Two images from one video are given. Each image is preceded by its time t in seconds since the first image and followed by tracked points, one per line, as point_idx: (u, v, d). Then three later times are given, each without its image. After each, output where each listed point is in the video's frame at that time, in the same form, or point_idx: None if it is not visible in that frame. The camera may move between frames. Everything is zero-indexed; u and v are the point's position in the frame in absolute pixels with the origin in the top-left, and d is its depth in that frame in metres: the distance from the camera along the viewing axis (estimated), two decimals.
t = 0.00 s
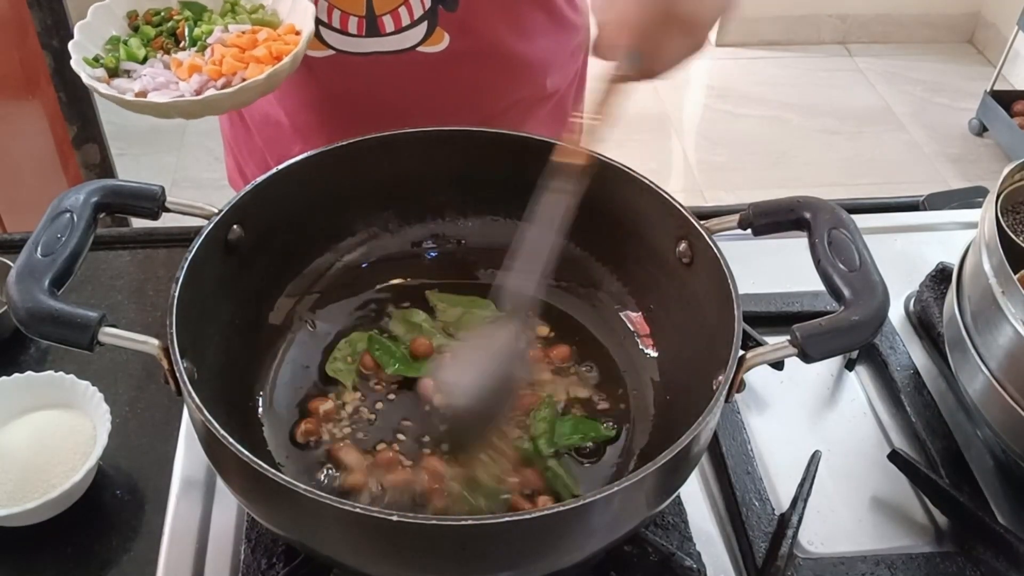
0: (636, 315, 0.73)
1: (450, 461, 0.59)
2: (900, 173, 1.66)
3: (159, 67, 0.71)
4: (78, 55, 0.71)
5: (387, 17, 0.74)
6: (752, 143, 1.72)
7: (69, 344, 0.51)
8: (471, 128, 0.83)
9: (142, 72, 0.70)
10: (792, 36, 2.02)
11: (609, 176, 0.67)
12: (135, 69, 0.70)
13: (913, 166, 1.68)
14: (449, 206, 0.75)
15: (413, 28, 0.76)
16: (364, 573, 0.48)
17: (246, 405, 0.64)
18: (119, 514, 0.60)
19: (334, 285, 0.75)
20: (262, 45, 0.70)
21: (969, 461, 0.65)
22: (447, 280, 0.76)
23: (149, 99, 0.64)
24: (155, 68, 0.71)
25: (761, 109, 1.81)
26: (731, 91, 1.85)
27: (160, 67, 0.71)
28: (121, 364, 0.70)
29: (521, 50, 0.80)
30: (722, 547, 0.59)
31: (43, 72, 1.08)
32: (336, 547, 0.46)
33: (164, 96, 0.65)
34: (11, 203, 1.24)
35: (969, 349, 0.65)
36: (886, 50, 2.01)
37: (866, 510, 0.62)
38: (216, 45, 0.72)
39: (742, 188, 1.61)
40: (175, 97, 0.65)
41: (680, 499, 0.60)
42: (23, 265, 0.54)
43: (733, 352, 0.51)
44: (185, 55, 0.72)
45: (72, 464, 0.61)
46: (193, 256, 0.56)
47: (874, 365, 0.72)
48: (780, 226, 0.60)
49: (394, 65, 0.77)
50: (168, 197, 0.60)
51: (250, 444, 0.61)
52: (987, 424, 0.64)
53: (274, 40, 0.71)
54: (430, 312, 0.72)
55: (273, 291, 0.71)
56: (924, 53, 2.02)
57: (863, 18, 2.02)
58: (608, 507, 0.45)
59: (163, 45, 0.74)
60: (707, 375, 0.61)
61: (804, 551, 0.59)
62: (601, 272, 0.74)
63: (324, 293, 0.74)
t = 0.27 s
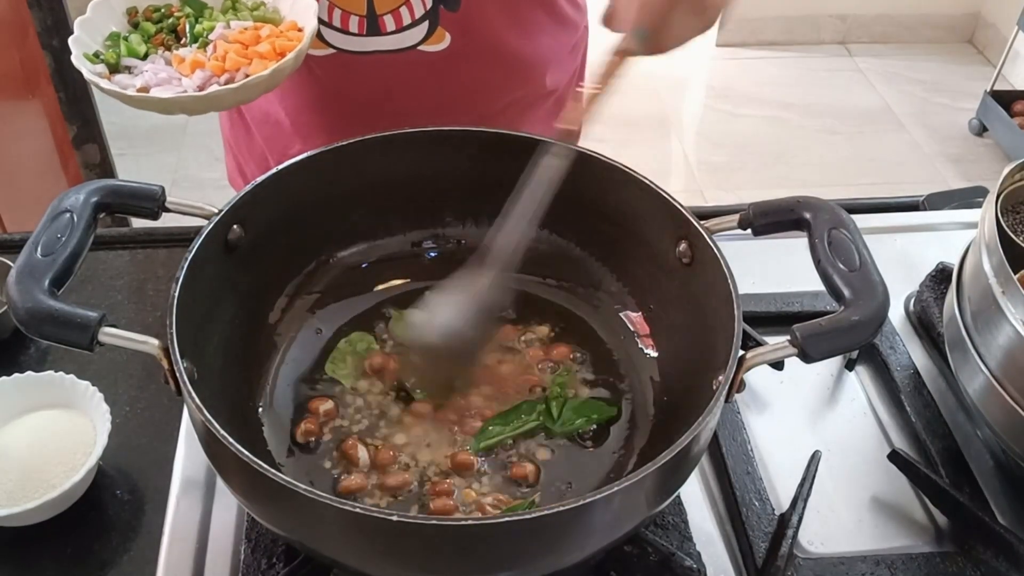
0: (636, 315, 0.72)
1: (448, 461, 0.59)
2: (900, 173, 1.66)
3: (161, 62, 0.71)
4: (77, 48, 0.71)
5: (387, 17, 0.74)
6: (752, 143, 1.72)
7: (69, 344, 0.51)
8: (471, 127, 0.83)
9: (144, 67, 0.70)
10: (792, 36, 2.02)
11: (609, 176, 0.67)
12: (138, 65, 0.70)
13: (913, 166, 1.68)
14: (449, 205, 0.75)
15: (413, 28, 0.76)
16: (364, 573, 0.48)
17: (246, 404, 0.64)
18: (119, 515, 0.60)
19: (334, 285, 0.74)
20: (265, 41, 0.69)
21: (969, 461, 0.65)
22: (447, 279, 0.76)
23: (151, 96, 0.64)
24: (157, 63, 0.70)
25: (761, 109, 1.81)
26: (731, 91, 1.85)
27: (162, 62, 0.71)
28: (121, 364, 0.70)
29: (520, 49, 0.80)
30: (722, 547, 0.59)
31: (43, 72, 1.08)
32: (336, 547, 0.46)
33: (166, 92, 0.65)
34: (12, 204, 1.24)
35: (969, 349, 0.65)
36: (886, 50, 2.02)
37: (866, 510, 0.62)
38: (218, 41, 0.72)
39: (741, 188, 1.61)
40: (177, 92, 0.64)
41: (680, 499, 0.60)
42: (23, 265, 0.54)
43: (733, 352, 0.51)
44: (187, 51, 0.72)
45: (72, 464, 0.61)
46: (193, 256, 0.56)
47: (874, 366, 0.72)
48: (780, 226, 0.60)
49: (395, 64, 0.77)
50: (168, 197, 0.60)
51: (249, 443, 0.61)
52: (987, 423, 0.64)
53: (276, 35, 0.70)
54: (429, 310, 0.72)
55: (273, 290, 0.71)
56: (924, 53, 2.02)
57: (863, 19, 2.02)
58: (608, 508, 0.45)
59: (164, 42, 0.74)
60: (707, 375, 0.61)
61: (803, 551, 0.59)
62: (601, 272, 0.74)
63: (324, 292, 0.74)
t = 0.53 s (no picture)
0: (636, 315, 0.72)
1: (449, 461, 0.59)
2: (900, 173, 1.66)
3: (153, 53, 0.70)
4: (66, 40, 0.71)
5: (394, 19, 0.75)
6: (752, 143, 1.72)
7: (69, 344, 0.51)
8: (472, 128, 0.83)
9: (134, 58, 0.69)
10: (792, 36, 2.02)
11: (610, 177, 0.67)
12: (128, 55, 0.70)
13: (913, 166, 1.68)
14: (449, 205, 0.75)
15: (420, 31, 0.76)
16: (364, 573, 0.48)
17: (246, 404, 0.64)
18: (119, 515, 0.60)
19: (334, 285, 0.74)
20: (258, 26, 0.70)
21: (969, 460, 0.65)
22: (447, 279, 0.76)
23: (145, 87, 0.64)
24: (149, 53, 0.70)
25: (761, 109, 1.81)
26: (731, 91, 1.85)
27: (154, 53, 0.70)
28: (121, 364, 0.70)
29: (522, 52, 0.80)
30: (723, 547, 0.59)
31: (43, 72, 1.08)
32: (336, 547, 0.46)
33: (161, 82, 0.64)
34: (12, 204, 1.24)
35: (969, 349, 0.65)
36: (886, 50, 2.01)
37: (866, 510, 0.62)
38: (209, 29, 0.72)
39: (741, 188, 1.61)
40: (171, 82, 0.64)
41: (680, 499, 0.60)
42: (23, 265, 0.54)
43: (733, 351, 0.51)
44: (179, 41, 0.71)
45: (72, 464, 0.61)
46: (193, 256, 0.56)
47: (874, 366, 0.72)
48: (780, 226, 0.60)
49: (398, 65, 0.78)
50: (168, 197, 0.60)
51: (249, 443, 0.61)
52: (987, 423, 0.64)
53: (270, 20, 0.71)
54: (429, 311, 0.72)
55: (272, 289, 0.71)
56: (924, 53, 2.01)
57: (863, 19, 2.02)
58: (608, 507, 0.45)
59: (154, 30, 0.73)
60: (707, 375, 0.61)
61: (804, 551, 0.59)
62: (601, 272, 0.74)
63: (324, 292, 0.74)
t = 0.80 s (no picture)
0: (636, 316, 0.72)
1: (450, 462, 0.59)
2: (900, 173, 1.66)
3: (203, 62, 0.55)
4: (22, 66, 0.55)
5: (417, 19, 0.75)
6: (752, 143, 1.72)
7: (69, 344, 0.51)
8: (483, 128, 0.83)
9: (141, 102, 0.54)
10: (792, 37, 2.02)
11: (610, 176, 0.67)
12: (147, 101, 0.54)
13: (913, 166, 1.68)
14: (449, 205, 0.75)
15: (443, 30, 0.76)
16: (364, 573, 0.48)
17: (246, 404, 0.64)
18: (119, 514, 0.60)
19: (334, 284, 0.74)
20: None
21: (969, 460, 0.65)
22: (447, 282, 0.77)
23: (142, 154, 0.51)
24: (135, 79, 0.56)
25: (761, 109, 1.81)
26: (731, 91, 1.85)
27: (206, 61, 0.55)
28: (121, 364, 0.70)
29: (528, 54, 0.81)
30: (723, 547, 0.59)
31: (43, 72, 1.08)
32: (336, 547, 0.46)
33: None
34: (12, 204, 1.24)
35: (969, 349, 0.66)
36: (886, 50, 2.01)
37: (866, 510, 0.62)
38: None
39: (741, 188, 1.61)
40: None
41: (680, 499, 0.60)
42: (23, 265, 0.54)
43: (733, 352, 0.51)
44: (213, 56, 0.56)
45: (72, 464, 0.61)
46: (193, 257, 0.56)
47: (874, 365, 0.72)
48: (780, 226, 0.60)
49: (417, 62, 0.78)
50: (168, 196, 0.60)
51: (249, 443, 0.61)
52: (987, 423, 0.64)
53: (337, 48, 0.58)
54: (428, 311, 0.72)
55: (273, 288, 0.71)
56: (924, 53, 2.01)
57: (862, 19, 2.02)
58: (608, 507, 0.45)
59: None
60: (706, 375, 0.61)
61: (804, 551, 0.59)
62: (600, 272, 0.74)
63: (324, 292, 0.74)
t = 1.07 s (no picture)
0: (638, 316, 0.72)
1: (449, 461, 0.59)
2: (900, 173, 1.66)
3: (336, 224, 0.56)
4: (137, 242, 0.51)
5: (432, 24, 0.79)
6: (752, 143, 1.72)
7: (69, 344, 0.52)
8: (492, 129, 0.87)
9: (284, 287, 0.52)
10: (792, 36, 2.02)
11: (610, 176, 0.67)
12: (277, 285, 0.52)
13: (913, 166, 1.68)
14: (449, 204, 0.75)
15: (456, 33, 0.80)
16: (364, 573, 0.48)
17: (245, 403, 0.64)
18: (119, 514, 0.60)
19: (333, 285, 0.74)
20: None
21: (969, 460, 0.65)
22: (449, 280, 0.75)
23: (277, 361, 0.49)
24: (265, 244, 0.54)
25: (761, 109, 1.81)
26: (731, 91, 1.85)
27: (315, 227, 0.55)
28: (122, 364, 0.70)
29: (537, 54, 0.84)
30: (722, 547, 0.59)
31: (43, 72, 1.08)
32: (335, 547, 0.46)
33: None
34: (12, 204, 1.24)
35: (969, 349, 0.66)
36: (886, 50, 2.01)
37: (866, 510, 0.62)
38: None
39: (741, 188, 1.61)
40: None
41: (680, 499, 0.60)
42: (23, 264, 0.54)
43: (733, 351, 0.51)
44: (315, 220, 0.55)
45: (72, 464, 0.61)
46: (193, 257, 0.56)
47: (874, 366, 0.72)
48: (780, 226, 0.60)
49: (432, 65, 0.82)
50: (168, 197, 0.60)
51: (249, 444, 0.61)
52: (987, 423, 0.64)
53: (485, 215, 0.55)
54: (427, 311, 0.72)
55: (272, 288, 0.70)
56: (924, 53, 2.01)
57: (862, 19, 2.02)
58: (608, 507, 0.45)
59: None
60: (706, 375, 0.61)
61: (804, 551, 0.59)
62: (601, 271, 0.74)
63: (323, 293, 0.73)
